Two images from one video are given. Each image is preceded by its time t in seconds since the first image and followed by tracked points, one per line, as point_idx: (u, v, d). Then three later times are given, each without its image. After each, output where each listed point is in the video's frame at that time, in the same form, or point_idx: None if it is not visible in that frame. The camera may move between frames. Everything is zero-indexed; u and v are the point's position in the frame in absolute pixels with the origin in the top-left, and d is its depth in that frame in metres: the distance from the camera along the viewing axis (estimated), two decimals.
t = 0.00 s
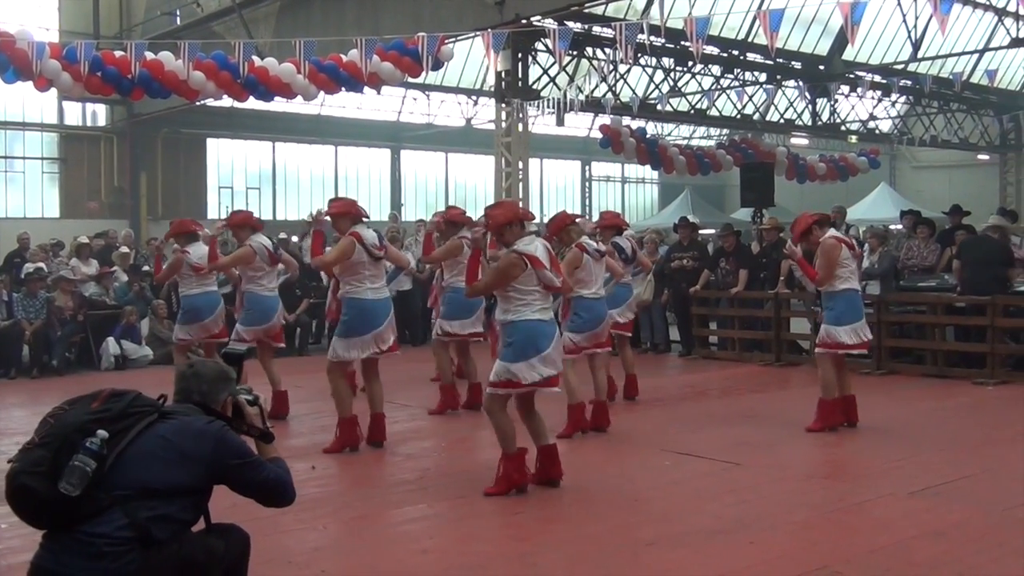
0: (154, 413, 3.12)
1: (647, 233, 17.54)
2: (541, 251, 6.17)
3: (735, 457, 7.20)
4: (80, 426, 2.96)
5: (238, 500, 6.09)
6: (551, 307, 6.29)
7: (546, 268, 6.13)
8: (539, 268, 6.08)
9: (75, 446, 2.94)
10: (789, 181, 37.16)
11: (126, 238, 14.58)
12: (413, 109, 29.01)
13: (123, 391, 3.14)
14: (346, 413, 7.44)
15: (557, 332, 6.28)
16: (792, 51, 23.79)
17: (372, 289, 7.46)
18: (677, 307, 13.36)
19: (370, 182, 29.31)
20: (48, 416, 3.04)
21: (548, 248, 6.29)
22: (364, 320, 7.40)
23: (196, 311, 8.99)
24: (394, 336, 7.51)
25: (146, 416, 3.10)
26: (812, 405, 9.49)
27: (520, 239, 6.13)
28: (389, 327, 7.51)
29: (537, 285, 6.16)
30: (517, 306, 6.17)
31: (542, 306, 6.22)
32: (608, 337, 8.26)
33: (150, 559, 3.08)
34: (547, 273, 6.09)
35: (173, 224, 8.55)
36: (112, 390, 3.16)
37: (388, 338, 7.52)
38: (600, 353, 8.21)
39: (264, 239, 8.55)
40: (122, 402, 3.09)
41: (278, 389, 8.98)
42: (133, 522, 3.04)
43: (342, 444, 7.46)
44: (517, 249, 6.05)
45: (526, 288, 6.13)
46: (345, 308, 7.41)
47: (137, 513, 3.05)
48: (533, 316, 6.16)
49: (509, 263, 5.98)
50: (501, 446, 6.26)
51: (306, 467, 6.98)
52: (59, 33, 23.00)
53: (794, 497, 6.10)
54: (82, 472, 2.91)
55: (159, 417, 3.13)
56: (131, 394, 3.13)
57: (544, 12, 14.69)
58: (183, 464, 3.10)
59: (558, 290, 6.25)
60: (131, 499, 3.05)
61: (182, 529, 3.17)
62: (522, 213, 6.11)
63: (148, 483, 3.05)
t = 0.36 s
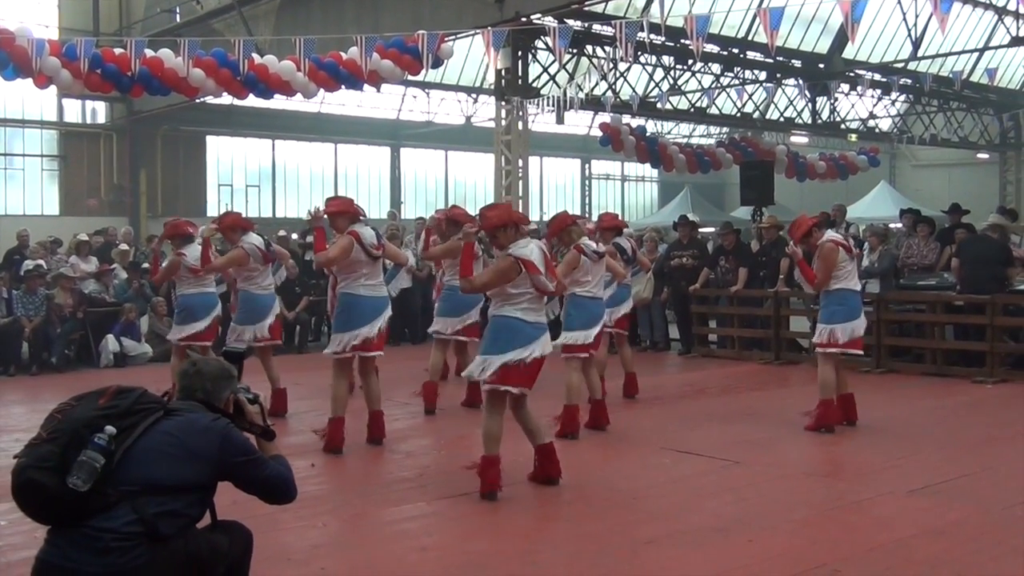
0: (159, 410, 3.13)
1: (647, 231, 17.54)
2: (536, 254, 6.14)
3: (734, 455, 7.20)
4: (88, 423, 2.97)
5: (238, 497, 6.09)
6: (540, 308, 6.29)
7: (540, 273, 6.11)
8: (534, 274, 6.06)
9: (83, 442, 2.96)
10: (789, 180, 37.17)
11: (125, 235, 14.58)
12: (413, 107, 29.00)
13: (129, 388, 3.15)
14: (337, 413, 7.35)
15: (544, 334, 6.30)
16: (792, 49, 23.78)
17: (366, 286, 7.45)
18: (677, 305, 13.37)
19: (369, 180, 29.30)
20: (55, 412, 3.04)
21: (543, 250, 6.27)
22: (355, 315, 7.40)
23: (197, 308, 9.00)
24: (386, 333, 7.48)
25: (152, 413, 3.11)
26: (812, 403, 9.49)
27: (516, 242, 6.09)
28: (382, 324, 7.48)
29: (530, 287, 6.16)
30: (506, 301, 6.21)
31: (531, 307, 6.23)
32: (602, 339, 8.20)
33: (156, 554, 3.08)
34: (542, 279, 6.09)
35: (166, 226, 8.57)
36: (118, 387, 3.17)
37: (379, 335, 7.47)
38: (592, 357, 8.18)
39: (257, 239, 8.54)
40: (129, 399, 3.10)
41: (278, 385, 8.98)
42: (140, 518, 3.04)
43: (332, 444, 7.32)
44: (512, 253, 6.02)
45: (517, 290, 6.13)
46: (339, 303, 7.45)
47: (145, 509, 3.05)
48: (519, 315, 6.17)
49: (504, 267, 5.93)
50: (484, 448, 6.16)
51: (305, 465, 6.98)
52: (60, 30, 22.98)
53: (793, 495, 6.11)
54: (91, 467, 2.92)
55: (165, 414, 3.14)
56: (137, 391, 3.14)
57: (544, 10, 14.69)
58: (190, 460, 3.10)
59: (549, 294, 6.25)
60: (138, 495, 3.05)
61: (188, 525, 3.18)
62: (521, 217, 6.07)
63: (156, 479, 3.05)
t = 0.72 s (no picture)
0: (158, 406, 3.14)
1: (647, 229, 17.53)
2: (542, 246, 6.13)
3: (735, 453, 7.20)
4: (87, 417, 2.97)
5: (239, 495, 6.10)
6: (553, 301, 6.27)
7: (546, 264, 6.09)
8: (539, 264, 6.06)
9: (83, 436, 2.96)
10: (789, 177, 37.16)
11: (126, 234, 14.56)
12: (413, 104, 29.48)
13: (128, 385, 3.16)
14: (348, 410, 7.44)
15: (559, 328, 6.27)
16: (793, 47, 23.77)
17: (374, 284, 7.46)
18: (677, 304, 13.37)
19: (370, 177, 29.29)
20: (55, 408, 3.04)
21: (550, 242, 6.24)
22: (366, 314, 7.38)
23: (203, 306, 8.98)
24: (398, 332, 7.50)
25: (151, 409, 3.11)
26: (812, 401, 9.49)
27: (519, 234, 6.10)
28: (394, 323, 7.49)
29: (537, 280, 6.14)
30: (520, 301, 6.17)
31: (543, 302, 6.21)
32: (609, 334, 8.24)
33: (155, 549, 3.08)
34: (547, 269, 6.08)
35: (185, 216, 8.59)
36: (117, 383, 3.18)
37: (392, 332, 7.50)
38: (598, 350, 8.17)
39: (266, 236, 8.53)
40: (128, 394, 3.10)
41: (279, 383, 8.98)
42: (140, 512, 3.04)
43: (343, 439, 7.46)
44: (515, 243, 6.03)
45: (525, 284, 6.12)
46: (347, 304, 7.42)
47: (144, 504, 3.05)
48: (534, 313, 6.15)
49: (506, 259, 5.97)
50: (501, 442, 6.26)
51: (306, 462, 6.98)
52: (60, 27, 22.96)
53: (792, 492, 6.11)
54: (90, 462, 2.92)
55: (164, 410, 3.14)
56: (136, 387, 3.15)
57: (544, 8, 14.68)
58: (189, 456, 3.11)
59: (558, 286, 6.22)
60: (137, 490, 3.05)
61: (187, 520, 3.18)
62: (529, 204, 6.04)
63: (155, 474, 3.06)
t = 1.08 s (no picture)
0: (152, 401, 3.13)
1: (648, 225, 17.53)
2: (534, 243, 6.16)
3: (736, 450, 7.20)
4: (81, 414, 2.97)
5: (241, 492, 6.11)
6: (554, 301, 6.25)
7: (536, 261, 6.13)
8: (527, 261, 6.10)
9: (77, 433, 2.95)
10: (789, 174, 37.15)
11: (126, 231, 14.57)
12: (413, 102, 28.87)
13: (122, 380, 3.15)
14: (354, 406, 7.49)
15: (561, 328, 6.21)
16: (794, 43, 23.73)
17: (365, 281, 7.46)
18: (678, 301, 13.36)
19: (371, 174, 29.29)
20: (49, 404, 3.04)
21: (551, 241, 6.25)
22: (355, 312, 7.42)
23: (199, 301, 8.99)
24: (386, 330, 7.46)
25: (145, 404, 3.11)
26: (813, 398, 9.50)
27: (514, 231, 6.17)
28: (383, 322, 7.47)
29: (530, 278, 6.15)
30: (515, 299, 6.21)
31: (540, 300, 6.20)
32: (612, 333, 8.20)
33: (152, 544, 3.08)
34: (536, 264, 6.11)
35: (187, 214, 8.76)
36: (111, 378, 3.17)
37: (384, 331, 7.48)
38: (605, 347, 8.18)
39: (255, 233, 8.48)
40: (123, 390, 3.10)
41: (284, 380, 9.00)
42: (136, 507, 3.04)
43: (350, 433, 7.53)
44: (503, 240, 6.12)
45: (519, 282, 6.15)
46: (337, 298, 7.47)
47: (141, 499, 3.05)
48: (528, 311, 6.17)
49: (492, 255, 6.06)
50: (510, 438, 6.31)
51: (307, 460, 6.99)
52: (60, 25, 22.92)
53: (794, 489, 6.11)
54: (86, 459, 2.93)
55: (158, 405, 3.14)
56: (130, 383, 3.14)
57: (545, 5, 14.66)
58: (185, 450, 3.11)
59: (555, 284, 6.21)
60: (133, 485, 3.05)
61: (184, 515, 3.18)
62: (530, 201, 6.08)
63: (151, 468, 3.06)
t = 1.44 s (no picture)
0: (148, 397, 3.14)
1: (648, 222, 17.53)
2: (521, 239, 6.16)
3: (737, 447, 7.20)
4: (76, 411, 2.98)
5: (242, 489, 6.11)
6: (536, 299, 6.16)
7: (514, 256, 6.14)
8: (504, 254, 6.15)
9: (75, 431, 2.97)
10: (790, 170, 37.14)
11: (127, 229, 14.57)
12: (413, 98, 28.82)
13: (117, 378, 3.16)
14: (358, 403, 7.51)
15: (534, 327, 6.11)
16: (794, 39, 23.70)
17: (350, 277, 7.47)
18: (680, 297, 13.37)
19: (371, 172, 29.28)
20: (45, 404, 3.05)
21: (542, 240, 6.16)
22: (343, 304, 7.47)
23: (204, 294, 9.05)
24: (366, 326, 7.42)
25: (142, 400, 3.12)
26: (814, 394, 9.50)
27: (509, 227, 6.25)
28: (360, 317, 7.42)
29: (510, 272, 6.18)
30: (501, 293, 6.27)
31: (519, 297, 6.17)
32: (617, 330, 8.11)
33: (153, 540, 3.08)
34: (511, 259, 6.13)
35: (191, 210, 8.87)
36: (107, 376, 3.18)
37: (363, 326, 7.43)
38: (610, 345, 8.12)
39: (252, 230, 8.50)
40: (118, 387, 3.10)
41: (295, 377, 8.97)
42: (136, 504, 3.05)
43: (354, 431, 7.54)
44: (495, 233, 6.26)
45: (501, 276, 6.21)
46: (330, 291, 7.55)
47: (140, 495, 3.06)
48: (506, 304, 6.20)
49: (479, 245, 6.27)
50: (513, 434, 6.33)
51: (309, 457, 6.99)
52: (60, 22, 22.89)
53: (794, 486, 6.11)
54: (83, 457, 2.93)
55: (154, 401, 3.15)
56: (125, 380, 3.15)
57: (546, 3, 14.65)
58: (183, 445, 3.11)
59: (533, 282, 6.14)
60: (132, 482, 3.05)
61: (184, 511, 3.19)
62: (519, 196, 6.11)
63: (149, 465, 3.06)
